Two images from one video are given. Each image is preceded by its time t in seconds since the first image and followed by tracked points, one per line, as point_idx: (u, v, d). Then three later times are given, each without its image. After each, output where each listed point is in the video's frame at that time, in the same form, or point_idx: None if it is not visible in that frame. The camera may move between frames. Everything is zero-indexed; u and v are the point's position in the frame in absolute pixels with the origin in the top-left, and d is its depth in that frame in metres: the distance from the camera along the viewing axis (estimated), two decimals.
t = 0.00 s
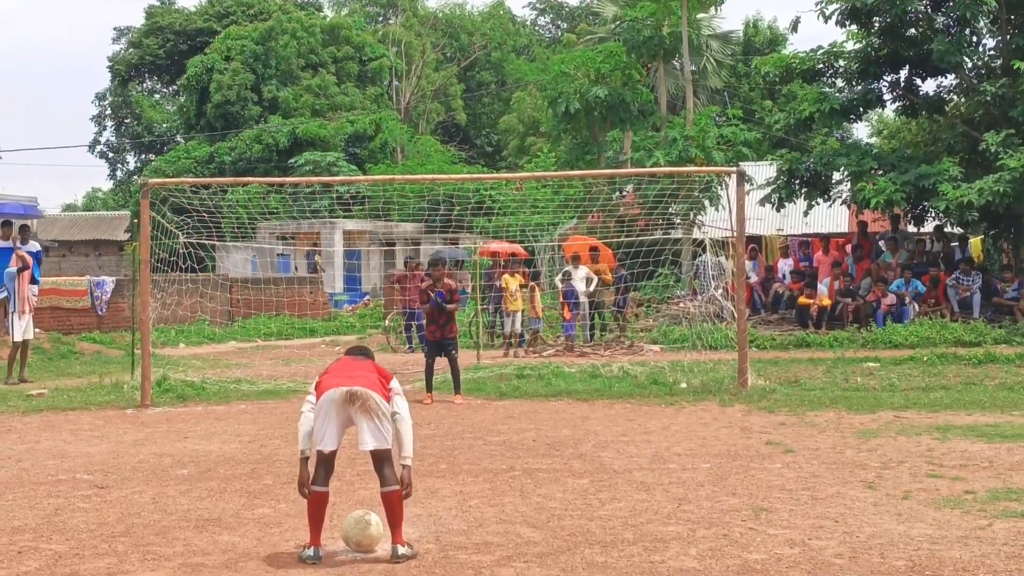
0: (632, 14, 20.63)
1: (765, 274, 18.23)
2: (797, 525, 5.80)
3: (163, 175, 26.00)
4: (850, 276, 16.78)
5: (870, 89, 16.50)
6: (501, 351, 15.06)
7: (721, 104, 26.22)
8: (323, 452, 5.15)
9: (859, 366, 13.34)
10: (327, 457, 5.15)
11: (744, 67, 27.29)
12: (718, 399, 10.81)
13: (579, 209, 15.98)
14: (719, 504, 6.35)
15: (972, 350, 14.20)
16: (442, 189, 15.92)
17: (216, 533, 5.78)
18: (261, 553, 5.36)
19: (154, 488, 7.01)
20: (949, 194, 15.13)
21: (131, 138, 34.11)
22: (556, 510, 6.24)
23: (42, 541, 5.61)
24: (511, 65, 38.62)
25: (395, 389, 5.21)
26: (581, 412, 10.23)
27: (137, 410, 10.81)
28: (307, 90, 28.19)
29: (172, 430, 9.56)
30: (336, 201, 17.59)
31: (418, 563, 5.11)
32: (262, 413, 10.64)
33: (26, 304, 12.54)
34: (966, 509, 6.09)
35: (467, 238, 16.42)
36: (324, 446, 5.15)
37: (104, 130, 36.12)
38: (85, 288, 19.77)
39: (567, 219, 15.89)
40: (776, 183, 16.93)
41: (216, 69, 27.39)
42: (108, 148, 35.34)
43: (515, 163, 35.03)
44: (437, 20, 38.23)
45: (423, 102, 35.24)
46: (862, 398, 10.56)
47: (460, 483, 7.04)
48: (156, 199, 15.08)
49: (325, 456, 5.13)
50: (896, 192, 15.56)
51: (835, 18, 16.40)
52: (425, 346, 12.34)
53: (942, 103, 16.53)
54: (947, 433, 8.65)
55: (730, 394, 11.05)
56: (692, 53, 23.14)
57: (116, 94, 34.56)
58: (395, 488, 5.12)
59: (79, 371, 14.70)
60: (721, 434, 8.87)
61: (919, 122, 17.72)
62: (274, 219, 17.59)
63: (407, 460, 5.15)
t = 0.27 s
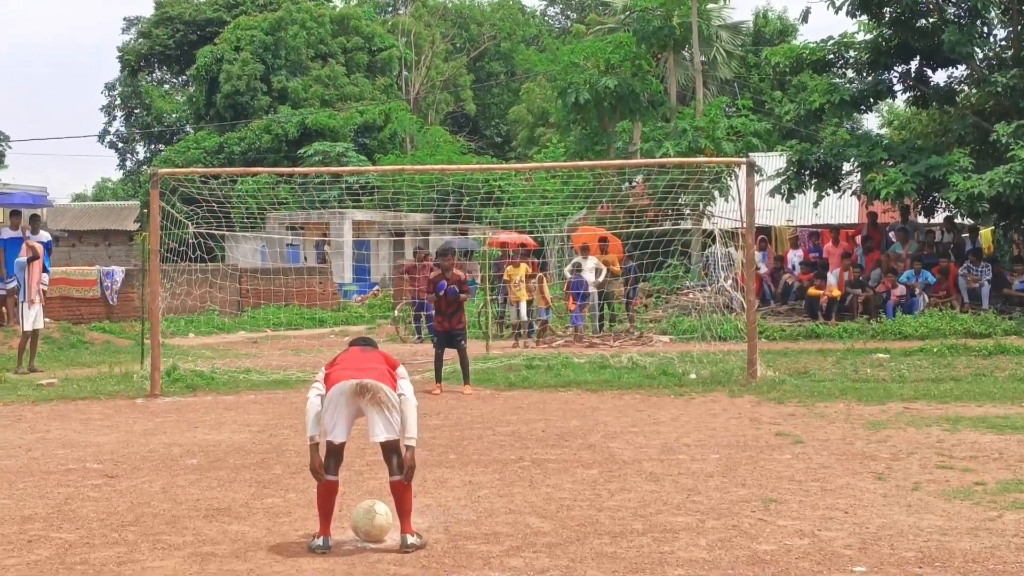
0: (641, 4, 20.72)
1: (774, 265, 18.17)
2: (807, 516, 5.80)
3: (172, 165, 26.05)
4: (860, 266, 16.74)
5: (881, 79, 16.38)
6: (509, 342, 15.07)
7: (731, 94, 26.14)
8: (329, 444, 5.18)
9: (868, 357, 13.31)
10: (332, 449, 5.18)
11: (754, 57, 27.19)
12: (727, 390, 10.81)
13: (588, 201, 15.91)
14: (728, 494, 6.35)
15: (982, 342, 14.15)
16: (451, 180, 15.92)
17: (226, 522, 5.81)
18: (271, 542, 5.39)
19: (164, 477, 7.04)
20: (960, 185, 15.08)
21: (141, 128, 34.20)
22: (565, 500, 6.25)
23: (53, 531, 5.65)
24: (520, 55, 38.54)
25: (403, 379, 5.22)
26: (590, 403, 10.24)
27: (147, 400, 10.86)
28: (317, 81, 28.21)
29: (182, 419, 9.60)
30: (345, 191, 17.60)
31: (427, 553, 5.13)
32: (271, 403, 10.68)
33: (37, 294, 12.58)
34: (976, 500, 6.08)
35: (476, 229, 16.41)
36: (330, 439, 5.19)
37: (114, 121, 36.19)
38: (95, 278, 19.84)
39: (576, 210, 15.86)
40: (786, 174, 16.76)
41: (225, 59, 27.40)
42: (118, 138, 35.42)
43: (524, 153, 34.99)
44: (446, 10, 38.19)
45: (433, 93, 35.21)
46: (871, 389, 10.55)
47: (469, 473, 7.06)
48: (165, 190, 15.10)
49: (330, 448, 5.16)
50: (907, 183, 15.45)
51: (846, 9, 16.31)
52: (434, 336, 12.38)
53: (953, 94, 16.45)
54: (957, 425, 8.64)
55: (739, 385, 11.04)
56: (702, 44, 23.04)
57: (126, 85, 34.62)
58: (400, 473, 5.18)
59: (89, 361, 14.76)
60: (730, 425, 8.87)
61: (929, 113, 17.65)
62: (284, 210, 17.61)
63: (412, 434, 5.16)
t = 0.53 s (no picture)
0: (652, 6, 20.79)
1: (784, 267, 18.08)
2: (816, 518, 5.79)
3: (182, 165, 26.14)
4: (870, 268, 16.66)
5: (891, 81, 16.32)
6: (518, 344, 15.00)
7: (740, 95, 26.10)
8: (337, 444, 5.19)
9: (878, 359, 13.28)
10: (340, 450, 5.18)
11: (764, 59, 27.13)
12: (737, 392, 10.79)
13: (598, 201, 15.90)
14: (738, 497, 6.34)
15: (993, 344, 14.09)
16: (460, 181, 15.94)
17: (235, 523, 5.83)
18: (280, 543, 5.40)
19: (173, 477, 7.07)
20: (970, 187, 15.03)
21: (151, 128, 34.32)
22: (574, 501, 6.25)
23: (62, 530, 5.67)
24: (530, 56, 38.56)
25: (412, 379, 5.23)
26: (599, 404, 10.24)
27: (157, 400, 10.89)
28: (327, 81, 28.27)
29: (191, 419, 9.64)
30: (355, 191, 17.63)
31: (436, 554, 5.13)
32: (280, 403, 10.70)
33: (49, 293, 12.63)
34: (986, 503, 6.06)
35: (486, 230, 16.41)
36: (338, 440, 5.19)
37: (124, 120, 36.31)
38: (105, 278, 19.92)
39: (585, 211, 15.84)
40: (796, 175, 16.72)
41: (236, 60, 27.46)
42: (128, 138, 35.54)
43: (533, 154, 34.99)
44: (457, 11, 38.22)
45: (442, 93, 35.24)
46: (881, 392, 10.52)
47: (478, 474, 7.06)
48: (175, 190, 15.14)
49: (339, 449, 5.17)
50: (917, 184, 15.39)
51: (857, 10, 16.27)
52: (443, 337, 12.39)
53: (964, 96, 16.32)
54: (967, 428, 8.60)
55: (748, 387, 11.02)
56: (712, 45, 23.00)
57: (136, 85, 34.73)
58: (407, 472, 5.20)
59: (99, 360, 14.81)
60: (740, 427, 8.86)
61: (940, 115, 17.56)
62: (293, 210, 17.63)
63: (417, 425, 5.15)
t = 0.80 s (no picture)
0: (657, 7, 20.83)
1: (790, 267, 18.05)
2: (822, 519, 5.78)
3: (189, 167, 26.19)
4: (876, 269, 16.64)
5: (897, 82, 16.30)
6: (525, 345, 15.08)
7: (746, 97, 26.06)
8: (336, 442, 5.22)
9: (884, 361, 13.25)
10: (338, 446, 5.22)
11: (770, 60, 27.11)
12: (743, 393, 10.77)
13: (604, 202, 15.93)
14: (744, 498, 6.34)
15: (999, 345, 14.06)
16: (466, 182, 15.94)
17: (241, 524, 5.84)
18: (286, 544, 5.41)
19: (180, 479, 7.09)
20: (976, 188, 15.02)
21: (157, 130, 34.40)
22: (580, 503, 6.25)
23: (69, 531, 5.69)
24: (536, 58, 38.59)
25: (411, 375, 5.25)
26: (605, 406, 10.23)
27: (163, 402, 10.92)
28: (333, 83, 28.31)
29: (197, 421, 9.66)
30: (361, 193, 17.66)
31: (442, 555, 5.14)
32: (286, 404, 10.72)
33: (55, 295, 12.67)
34: (993, 505, 6.04)
35: (491, 231, 16.41)
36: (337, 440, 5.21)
37: (130, 123, 36.39)
38: (111, 280, 19.98)
39: (591, 212, 15.84)
40: (802, 176, 16.67)
41: (242, 62, 27.51)
42: (134, 140, 35.61)
43: (539, 156, 35.00)
44: (462, 13, 38.26)
45: (448, 95, 35.29)
46: (887, 393, 10.49)
47: (484, 475, 7.06)
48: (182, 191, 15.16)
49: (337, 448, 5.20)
50: (923, 185, 15.38)
51: (863, 11, 16.25)
52: (449, 338, 12.40)
53: (970, 96, 16.30)
54: (973, 429, 8.58)
55: (754, 388, 11.01)
56: (718, 46, 22.97)
57: (142, 87, 34.81)
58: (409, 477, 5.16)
59: (105, 362, 14.85)
60: (746, 428, 8.85)
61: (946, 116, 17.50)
62: (299, 212, 17.63)
63: (421, 404, 5.27)
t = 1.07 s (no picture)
0: (662, 4, 20.82)
1: (795, 265, 18.03)
2: (827, 516, 5.78)
3: (193, 165, 26.23)
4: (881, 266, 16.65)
5: (902, 78, 16.26)
6: (529, 343, 14.98)
7: (751, 94, 26.01)
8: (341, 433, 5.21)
9: (889, 357, 13.23)
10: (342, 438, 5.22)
11: (775, 57, 27.07)
12: (747, 391, 10.77)
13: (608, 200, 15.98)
14: (749, 495, 6.34)
15: (1004, 342, 14.03)
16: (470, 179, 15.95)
17: (246, 522, 5.85)
18: (291, 542, 5.42)
19: (185, 477, 7.10)
20: (981, 184, 15.00)
21: (162, 128, 34.44)
22: (584, 500, 6.25)
23: (74, 529, 5.71)
24: (540, 55, 38.57)
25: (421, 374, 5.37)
26: (610, 403, 10.24)
27: (168, 399, 10.94)
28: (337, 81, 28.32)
29: (202, 418, 9.67)
30: (365, 191, 17.68)
31: (447, 552, 5.14)
32: (291, 402, 10.73)
33: (59, 294, 12.69)
34: (998, 501, 6.04)
35: (495, 228, 16.38)
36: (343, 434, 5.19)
37: (135, 121, 36.44)
38: (115, 278, 20.02)
39: (596, 210, 15.84)
40: (807, 173, 16.65)
41: (246, 59, 27.54)
42: (139, 138, 35.67)
43: (543, 153, 34.98)
44: (467, 10, 38.23)
45: (452, 92, 35.28)
46: (892, 390, 10.48)
47: (488, 473, 7.07)
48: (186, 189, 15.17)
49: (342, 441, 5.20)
50: (927, 182, 15.39)
51: (868, 8, 16.23)
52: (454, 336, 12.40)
53: (975, 93, 16.27)
54: (978, 426, 8.57)
55: (758, 385, 11.00)
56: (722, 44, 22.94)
57: (147, 85, 34.85)
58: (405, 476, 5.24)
59: (110, 360, 14.88)
60: (750, 425, 8.84)
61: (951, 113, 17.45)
62: (303, 209, 17.64)
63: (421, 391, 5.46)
